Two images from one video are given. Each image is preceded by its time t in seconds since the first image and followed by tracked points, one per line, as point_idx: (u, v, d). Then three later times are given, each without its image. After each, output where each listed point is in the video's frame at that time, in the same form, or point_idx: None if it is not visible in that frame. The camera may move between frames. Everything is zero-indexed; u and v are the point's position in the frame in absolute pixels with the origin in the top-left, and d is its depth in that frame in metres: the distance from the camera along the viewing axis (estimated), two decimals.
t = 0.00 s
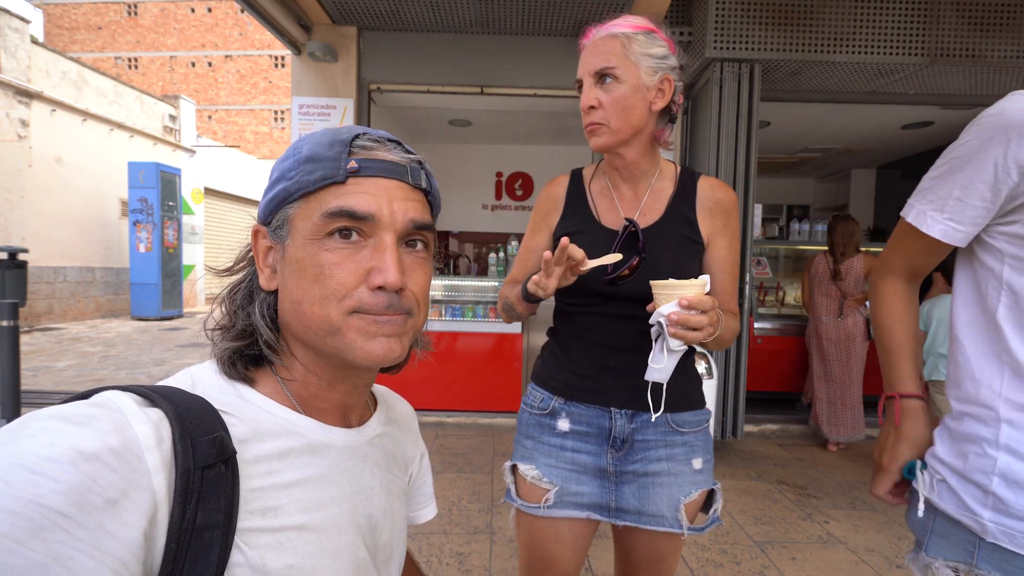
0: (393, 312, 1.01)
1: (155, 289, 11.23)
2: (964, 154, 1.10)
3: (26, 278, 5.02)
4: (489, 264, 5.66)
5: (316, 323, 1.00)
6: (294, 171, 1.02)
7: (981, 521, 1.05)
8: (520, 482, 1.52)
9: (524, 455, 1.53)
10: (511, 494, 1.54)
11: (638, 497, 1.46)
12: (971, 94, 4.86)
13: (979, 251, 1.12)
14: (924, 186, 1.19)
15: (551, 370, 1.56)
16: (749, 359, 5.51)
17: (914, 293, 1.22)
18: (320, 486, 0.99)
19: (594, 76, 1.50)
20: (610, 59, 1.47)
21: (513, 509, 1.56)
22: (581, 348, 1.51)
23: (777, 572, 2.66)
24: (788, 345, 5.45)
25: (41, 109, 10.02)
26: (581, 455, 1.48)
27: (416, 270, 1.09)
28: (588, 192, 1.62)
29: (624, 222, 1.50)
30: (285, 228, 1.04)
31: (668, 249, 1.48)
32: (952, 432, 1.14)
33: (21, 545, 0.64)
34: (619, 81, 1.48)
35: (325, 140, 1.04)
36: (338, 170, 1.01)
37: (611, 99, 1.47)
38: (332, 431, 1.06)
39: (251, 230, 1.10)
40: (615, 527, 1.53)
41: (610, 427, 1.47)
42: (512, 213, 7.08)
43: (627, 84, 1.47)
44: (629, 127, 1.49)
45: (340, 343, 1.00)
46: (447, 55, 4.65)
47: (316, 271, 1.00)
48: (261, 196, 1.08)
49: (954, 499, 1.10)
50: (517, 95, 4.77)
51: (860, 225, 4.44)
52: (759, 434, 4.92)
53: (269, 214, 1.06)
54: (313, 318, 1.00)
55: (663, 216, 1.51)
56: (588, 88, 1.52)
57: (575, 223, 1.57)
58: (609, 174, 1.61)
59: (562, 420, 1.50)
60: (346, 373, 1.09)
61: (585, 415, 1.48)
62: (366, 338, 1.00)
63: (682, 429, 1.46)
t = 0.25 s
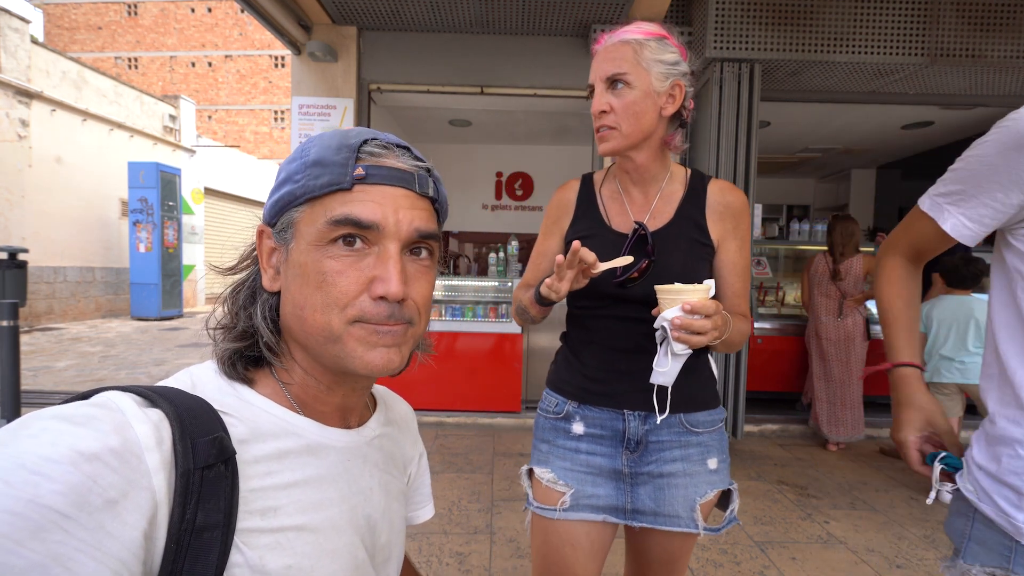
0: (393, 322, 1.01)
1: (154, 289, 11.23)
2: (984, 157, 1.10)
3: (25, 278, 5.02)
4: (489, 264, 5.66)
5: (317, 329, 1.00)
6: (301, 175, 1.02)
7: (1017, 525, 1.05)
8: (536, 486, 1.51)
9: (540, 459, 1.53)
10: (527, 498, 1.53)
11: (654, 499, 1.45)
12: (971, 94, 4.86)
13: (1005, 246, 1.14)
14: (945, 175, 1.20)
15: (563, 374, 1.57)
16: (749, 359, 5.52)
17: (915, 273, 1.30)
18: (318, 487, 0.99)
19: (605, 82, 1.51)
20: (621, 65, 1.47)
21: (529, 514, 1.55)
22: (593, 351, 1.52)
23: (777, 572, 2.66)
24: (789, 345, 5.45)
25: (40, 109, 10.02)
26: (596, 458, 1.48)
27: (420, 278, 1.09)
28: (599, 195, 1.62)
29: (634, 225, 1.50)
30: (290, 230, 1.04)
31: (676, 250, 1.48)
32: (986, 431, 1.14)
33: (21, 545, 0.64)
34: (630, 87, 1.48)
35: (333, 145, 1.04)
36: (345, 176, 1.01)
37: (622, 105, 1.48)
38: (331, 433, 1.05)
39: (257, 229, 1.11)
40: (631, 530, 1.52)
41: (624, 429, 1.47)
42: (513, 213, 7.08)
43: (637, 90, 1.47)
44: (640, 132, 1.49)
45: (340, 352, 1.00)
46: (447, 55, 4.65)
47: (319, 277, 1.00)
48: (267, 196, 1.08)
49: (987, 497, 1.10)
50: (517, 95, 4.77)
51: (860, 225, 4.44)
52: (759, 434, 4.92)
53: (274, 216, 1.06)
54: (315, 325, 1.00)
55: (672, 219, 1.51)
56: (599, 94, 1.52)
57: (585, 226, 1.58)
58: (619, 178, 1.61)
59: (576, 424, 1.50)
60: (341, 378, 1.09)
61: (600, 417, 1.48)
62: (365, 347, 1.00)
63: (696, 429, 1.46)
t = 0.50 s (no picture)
0: (399, 328, 1.02)
1: (154, 289, 11.23)
2: (1003, 169, 1.14)
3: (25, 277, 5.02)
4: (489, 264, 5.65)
5: (321, 335, 1.00)
6: (304, 178, 1.01)
7: None
8: (544, 485, 1.51)
9: (547, 458, 1.53)
10: (534, 497, 1.53)
11: (661, 498, 1.45)
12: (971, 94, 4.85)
13: None
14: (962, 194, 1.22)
15: (571, 373, 1.56)
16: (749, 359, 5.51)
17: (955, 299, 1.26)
18: (314, 488, 0.98)
19: (609, 83, 1.50)
20: (625, 66, 1.47)
21: (536, 512, 1.55)
22: (601, 350, 1.51)
23: (777, 572, 2.66)
24: (789, 345, 5.44)
25: (41, 109, 10.02)
26: (603, 456, 1.48)
27: (424, 283, 1.09)
28: (604, 195, 1.62)
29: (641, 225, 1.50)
30: (293, 233, 1.04)
31: (682, 250, 1.47)
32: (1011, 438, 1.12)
33: (17, 547, 0.64)
34: (634, 87, 1.47)
35: (338, 147, 1.03)
36: (350, 180, 1.01)
37: (627, 104, 1.47)
38: (327, 434, 1.05)
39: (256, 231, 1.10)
40: (637, 529, 1.52)
41: (632, 428, 1.46)
42: (513, 213, 7.08)
43: (642, 90, 1.47)
44: (644, 131, 1.49)
45: (344, 360, 1.01)
46: (447, 55, 4.65)
47: (325, 284, 1.00)
48: (268, 197, 1.07)
49: (1011, 503, 1.10)
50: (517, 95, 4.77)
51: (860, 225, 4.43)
52: (759, 434, 4.92)
53: (276, 218, 1.06)
54: (320, 331, 1.00)
55: (679, 218, 1.50)
56: (604, 94, 1.52)
57: (592, 226, 1.57)
58: (624, 177, 1.62)
59: (584, 422, 1.49)
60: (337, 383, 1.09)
61: (608, 416, 1.48)
62: (369, 353, 1.01)
63: (704, 429, 1.46)
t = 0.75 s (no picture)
0: (402, 332, 1.02)
1: (155, 289, 11.22)
2: None
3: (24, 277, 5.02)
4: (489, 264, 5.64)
5: (325, 339, 1.00)
6: (305, 184, 0.99)
7: None
8: (545, 482, 1.51)
9: (548, 455, 1.53)
10: (535, 495, 1.52)
11: (661, 497, 1.45)
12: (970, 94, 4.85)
13: None
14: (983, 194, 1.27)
15: (573, 371, 1.56)
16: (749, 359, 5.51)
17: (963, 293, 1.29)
18: (306, 488, 0.98)
19: (611, 83, 1.50)
20: (628, 66, 1.47)
21: (536, 509, 1.54)
22: (602, 349, 1.51)
23: (777, 572, 2.66)
24: (789, 345, 5.44)
25: (41, 109, 10.02)
26: (604, 455, 1.48)
27: (422, 285, 1.10)
28: (608, 193, 1.61)
29: (644, 223, 1.50)
30: (293, 239, 1.02)
31: (685, 249, 1.47)
32: None
33: (13, 546, 0.63)
34: (636, 88, 1.47)
35: (341, 154, 1.02)
36: (355, 188, 0.99)
37: (630, 104, 1.47)
38: (320, 433, 1.04)
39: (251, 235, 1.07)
40: (637, 527, 1.51)
41: (633, 426, 1.46)
42: (512, 213, 7.08)
43: (644, 90, 1.47)
44: (647, 131, 1.49)
45: (347, 362, 1.01)
46: (447, 55, 4.65)
47: (329, 290, 0.99)
48: (264, 201, 1.05)
49: None
50: (517, 94, 4.76)
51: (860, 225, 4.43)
52: (759, 434, 4.92)
53: (274, 222, 1.04)
54: (323, 335, 1.00)
55: (682, 217, 1.50)
56: (606, 95, 1.51)
57: (595, 224, 1.57)
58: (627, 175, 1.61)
59: (586, 420, 1.49)
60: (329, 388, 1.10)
61: (609, 415, 1.48)
62: (372, 357, 1.01)
63: (705, 429, 1.45)
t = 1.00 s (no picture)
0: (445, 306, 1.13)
1: (154, 289, 11.22)
2: None
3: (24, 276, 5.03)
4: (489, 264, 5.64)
5: (392, 325, 1.04)
6: (355, 183, 0.98)
7: None
8: (543, 480, 1.51)
9: (547, 453, 1.53)
10: (534, 492, 1.52)
11: (659, 496, 1.45)
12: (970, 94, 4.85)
13: None
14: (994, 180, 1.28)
15: (573, 370, 1.56)
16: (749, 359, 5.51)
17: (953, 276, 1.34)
18: (310, 486, 0.98)
19: (613, 84, 1.50)
20: (630, 68, 1.47)
21: (535, 507, 1.54)
22: (601, 348, 1.52)
23: (777, 572, 2.66)
24: (789, 345, 5.44)
25: (40, 109, 10.02)
26: (602, 453, 1.48)
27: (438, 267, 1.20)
28: (610, 192, 1.62)
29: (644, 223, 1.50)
30: (342, 238, 1.00)
31: (686, 249, 1.47)
32: None
33: (24, 540, 0.63)
34: (639, 89, 1.47)
35: (373, 153, 1.04)
36: (398, 183, 1.04)
37: (633, 105, 1.47)
38: (324, 431, 1.04)
39: (284, 241, 0.97)
40: (635, 526, 1.52)
41: (631, 425, 1.46)
42: (512, 213, 7.08)
43: (647, 91, 1.47)
44: (649, 133, 1.49)
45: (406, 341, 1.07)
46: (447, 55, 4.65)
47: (394, 278, 1.02)
48: (298, 203, 0.97)
49: None
50: (517, 94, 4.76)
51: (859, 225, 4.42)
52: (759, 434, 4.93)
53: (318, 225, 0.98)
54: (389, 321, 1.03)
55: (684, 217, 1.50)
56: (608, 96, 1.51)
57: (597, 224, 1.57)
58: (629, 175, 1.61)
59: (584, 418, 1.49)
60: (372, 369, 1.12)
61: (608, 413, 1.48)
62: (423, 332, 1.10)
63: (703, 428, 1.45)
